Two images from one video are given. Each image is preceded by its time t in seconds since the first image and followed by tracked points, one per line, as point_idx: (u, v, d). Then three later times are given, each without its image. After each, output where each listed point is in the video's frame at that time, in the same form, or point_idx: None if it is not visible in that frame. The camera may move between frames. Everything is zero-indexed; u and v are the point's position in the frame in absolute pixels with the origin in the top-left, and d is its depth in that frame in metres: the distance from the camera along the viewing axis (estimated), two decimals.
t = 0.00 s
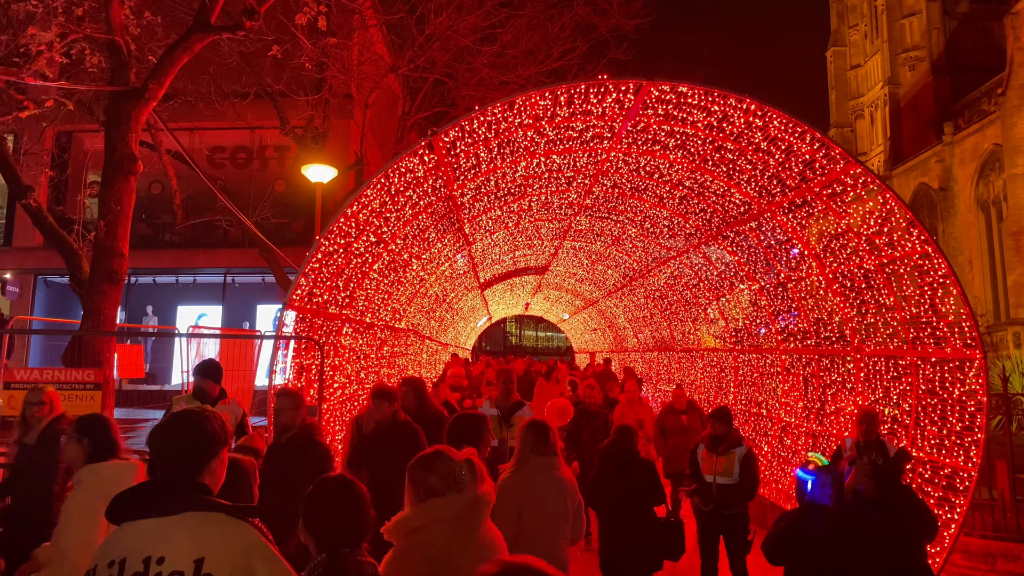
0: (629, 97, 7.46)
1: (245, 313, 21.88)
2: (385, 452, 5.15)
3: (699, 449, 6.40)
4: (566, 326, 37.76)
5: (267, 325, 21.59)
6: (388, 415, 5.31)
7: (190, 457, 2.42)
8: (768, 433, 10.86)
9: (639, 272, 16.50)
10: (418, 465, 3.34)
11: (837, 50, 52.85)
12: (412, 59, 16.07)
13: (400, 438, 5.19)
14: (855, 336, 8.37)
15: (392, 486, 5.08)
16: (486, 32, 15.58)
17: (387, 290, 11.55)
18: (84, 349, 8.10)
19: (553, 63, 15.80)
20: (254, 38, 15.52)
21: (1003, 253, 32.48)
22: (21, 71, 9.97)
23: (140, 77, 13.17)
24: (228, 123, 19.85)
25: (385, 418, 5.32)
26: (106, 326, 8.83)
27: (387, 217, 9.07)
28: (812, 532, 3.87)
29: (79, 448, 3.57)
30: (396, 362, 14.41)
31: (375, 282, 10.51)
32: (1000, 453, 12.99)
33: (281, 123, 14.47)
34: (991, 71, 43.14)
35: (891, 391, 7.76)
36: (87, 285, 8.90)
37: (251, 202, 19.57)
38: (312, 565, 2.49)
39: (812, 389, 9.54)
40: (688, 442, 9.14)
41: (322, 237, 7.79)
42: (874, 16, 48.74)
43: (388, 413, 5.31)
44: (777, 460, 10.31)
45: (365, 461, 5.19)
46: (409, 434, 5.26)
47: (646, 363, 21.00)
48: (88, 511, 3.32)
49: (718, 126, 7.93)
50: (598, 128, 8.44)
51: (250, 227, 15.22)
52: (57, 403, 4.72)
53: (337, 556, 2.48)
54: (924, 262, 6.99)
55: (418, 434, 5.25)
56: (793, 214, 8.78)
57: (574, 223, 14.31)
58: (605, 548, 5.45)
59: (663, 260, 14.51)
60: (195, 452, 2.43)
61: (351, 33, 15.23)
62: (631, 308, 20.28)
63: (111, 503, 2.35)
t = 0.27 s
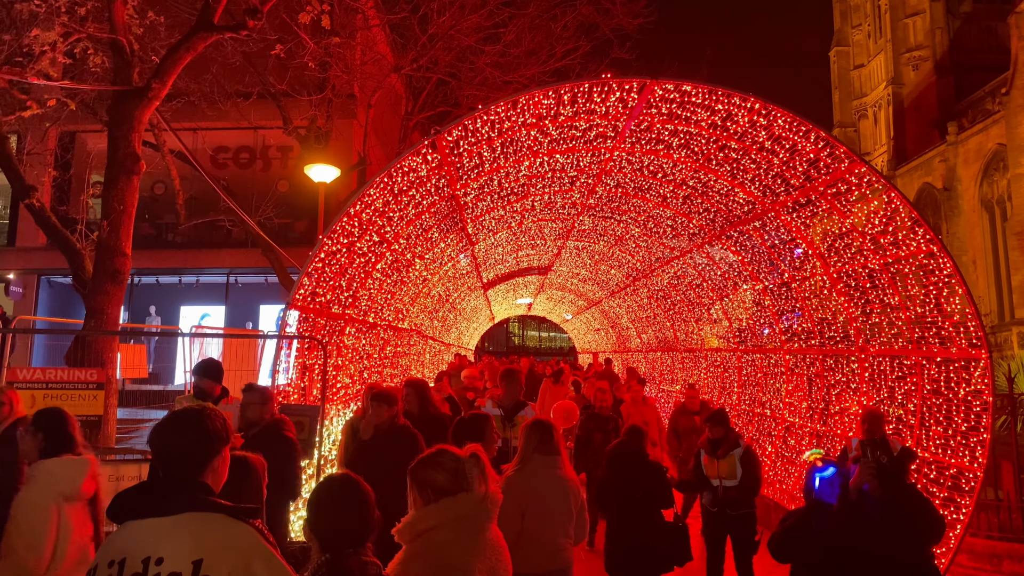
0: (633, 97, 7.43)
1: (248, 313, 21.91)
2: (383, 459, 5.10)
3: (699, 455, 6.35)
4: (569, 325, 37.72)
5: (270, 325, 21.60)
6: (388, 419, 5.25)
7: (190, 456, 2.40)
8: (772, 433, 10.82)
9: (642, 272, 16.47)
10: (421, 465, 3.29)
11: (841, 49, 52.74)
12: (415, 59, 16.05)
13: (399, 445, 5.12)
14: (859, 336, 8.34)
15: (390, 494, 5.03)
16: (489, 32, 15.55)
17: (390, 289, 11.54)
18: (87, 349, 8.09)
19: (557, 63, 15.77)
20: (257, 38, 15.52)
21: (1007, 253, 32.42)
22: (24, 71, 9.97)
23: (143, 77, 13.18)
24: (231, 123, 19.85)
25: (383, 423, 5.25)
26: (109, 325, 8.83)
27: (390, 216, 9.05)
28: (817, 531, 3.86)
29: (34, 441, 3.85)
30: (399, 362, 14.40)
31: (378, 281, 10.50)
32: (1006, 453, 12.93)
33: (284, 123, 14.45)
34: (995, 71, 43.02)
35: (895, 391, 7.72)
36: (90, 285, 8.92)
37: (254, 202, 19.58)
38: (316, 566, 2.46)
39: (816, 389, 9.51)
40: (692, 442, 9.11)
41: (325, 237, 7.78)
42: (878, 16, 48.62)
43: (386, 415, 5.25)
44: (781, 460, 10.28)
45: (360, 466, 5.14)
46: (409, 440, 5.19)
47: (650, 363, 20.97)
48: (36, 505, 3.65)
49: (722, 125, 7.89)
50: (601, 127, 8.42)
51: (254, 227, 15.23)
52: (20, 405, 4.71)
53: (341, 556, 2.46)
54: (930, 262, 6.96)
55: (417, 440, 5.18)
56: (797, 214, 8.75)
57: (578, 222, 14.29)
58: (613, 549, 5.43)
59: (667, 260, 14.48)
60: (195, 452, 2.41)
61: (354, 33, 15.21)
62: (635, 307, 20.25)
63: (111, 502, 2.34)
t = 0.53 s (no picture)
0: (635, 97, 7.42)
1: (250, 313, 21.92)
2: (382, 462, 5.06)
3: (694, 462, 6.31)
4: (570, 326, 37.70)
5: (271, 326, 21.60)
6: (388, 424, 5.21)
7: (192, 456, 2.39)
8: (774, 434, 10.80)
9: (644, 272, 16.46)
10: (425, 465, 3.27)
11: (843, 50, 52.64)
12: (417, 59, 16.03)
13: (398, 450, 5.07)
14: (862, 336, 8.32)
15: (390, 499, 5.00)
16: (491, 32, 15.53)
17: (392, 290, 11.53)
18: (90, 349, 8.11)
19: (559, 63, 15.76)
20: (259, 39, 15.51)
21: (1010, 253, 32.39)
22: (26, 72, 9.96)
23: (144, 77, 13.19)
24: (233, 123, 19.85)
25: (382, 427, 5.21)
26: (111, 326, 8.84)
27: (392, 216, 9.03)
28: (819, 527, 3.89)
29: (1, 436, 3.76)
30: (401, 362, 14.40)
31: (380, 282, 10.49)
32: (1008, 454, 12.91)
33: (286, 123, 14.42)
34: (997, 72, 42.94)
35: (898, 391, 7.70)
36: (92, 286, 8.92)
37: (256, 203, 19.59)
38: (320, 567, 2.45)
39: (818, 389, 9.49)
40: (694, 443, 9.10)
41: (327, 238, 7.77)
42: (880, 16, 48.53)
43: (382, 414, 5.24)
44: (783, 461, 10.26)
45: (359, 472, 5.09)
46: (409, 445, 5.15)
47: (651, 363, 20.97)
48: None
49: (725, 125, 7.87)
50: (603, 127, 8.41)
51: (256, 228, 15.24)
52: None
53: (346, 557, 2.45)
54: (933, 262, 6.93)
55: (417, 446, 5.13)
56: (800, 214, 8.73)
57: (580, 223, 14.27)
58: (617, 548, 5.40)
59: (669, 260, 14.47)
60: (198, 454, 2.40)
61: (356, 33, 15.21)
62: (637, 308, 20.24)
63: (115, 504, 2.34)
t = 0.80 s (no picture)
0: (635, 96, 7.42)
1: (250, 314, 21.93)
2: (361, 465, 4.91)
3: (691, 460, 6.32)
4: (571, 326, 37.66)
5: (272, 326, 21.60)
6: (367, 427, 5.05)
7: (195, 455, 2.39)
8: (775, 434, 10.79)
9: (645, 272, 16.46)
10: (425, 465, 3.27)
11: (843, 50, 52.61)
12: (418, 60, 16.03)
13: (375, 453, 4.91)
14: (863, 336, 8.32)
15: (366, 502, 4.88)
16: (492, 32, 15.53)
17: (393, 290, 11.52)
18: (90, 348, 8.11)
19: (559, 63, 15.75)
20: (259, 39, 15.51)
21: (1010, 253, 32.35)
22: (27, 72, 9.98)
23: (145, 78, 13.20)
24: (234, 123, 19.85)
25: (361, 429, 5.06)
26: (111, 326, 8.86)
27: (392, 216, 9.03)
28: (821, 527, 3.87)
29: None
30: (402, 362, 14.40)
31: (381, 282, 10.49)
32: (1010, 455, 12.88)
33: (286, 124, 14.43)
34: (998, 72, 42.88)
35: (899, 391, 7.70)
36: (93, 286, 8.95)
37: (256, 203, 19.59)
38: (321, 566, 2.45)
39: (819, 389, 9.48)
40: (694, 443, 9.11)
41: (328, 238, 7.77)
42: (881, 16, 48.48)
43: (358, 417, 5.12)
44: (784, 461, 10.26)
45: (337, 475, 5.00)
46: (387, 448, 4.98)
47: (652, 364, 20.96)
48: None
49: (726, 125, 7.87)
50: (603, 127, 8.41)
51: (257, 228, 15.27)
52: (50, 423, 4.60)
53: (347, 555, 2.45)
54: (933, 262, 6.93)
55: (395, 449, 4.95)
56: (801, 214, 8.73)
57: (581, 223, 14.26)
58: (618, 547, 5.40)
59: (670, 261, 14.46)
60: (200, 453, 2.40)
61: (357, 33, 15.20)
62: (638, 308, 20.22)
63: (117, 502, 2.34)
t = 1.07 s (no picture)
0: (636, 97, 7.42)
1: (251, 314, 21.93)
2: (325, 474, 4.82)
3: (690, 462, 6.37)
4: (571, 327, 37.67)
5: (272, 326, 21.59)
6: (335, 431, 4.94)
7: (199, 456, 2.39)
8: (775, 435, 10.79)
9: (645, 272, 16.46)
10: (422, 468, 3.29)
11: (843, 50, 52.60)
12: (418, 60, 16.03)
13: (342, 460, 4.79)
14: (863, 337, 8.32)
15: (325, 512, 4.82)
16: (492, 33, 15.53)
17: (393, 290, 11.52)
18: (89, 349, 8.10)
19: (559, 63, 15.75)
20: (259, 40, 15.51)
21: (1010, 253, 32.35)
22: (28, 73, 9.99)
23: (145, 78, 13.20)
24: (234, 124, 19.86)
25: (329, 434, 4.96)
26: (112, 326, 8.86)
27: (392, 216, 9.03)
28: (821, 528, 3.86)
29: None
30: (403, 363, 14.40)
31: (381, 282, 10.49)
32: (1010, 455, 12.88)
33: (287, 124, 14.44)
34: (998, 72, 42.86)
35: (899, 392, 7.70)
36: (93, 286, 8.94)
37: (257, 203, 19.60)
38: (321, 566, 2.46)
39: (819, 389, 9.48)
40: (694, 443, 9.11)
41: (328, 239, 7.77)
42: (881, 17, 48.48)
43: (329, 418, 5.13)
44: (784, 462, 10.26)
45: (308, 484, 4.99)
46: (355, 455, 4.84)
47: (653, 364, 20.96)
48: None
49: (727, 126, 7.86)
50: (603, 128, 8.40)
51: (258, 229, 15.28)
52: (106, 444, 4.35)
53: (348, 557, 2.46)
54: (934, 263, 6.93)
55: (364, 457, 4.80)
56: (801, 214, 8.73)
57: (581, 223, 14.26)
58: (616, 548, 5.40)
59: (670, 261, 14.46)
60: (205, 454, 2.40)
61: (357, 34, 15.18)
62: (638, 308, 20.21)
63: (121, 502, 2.34)
